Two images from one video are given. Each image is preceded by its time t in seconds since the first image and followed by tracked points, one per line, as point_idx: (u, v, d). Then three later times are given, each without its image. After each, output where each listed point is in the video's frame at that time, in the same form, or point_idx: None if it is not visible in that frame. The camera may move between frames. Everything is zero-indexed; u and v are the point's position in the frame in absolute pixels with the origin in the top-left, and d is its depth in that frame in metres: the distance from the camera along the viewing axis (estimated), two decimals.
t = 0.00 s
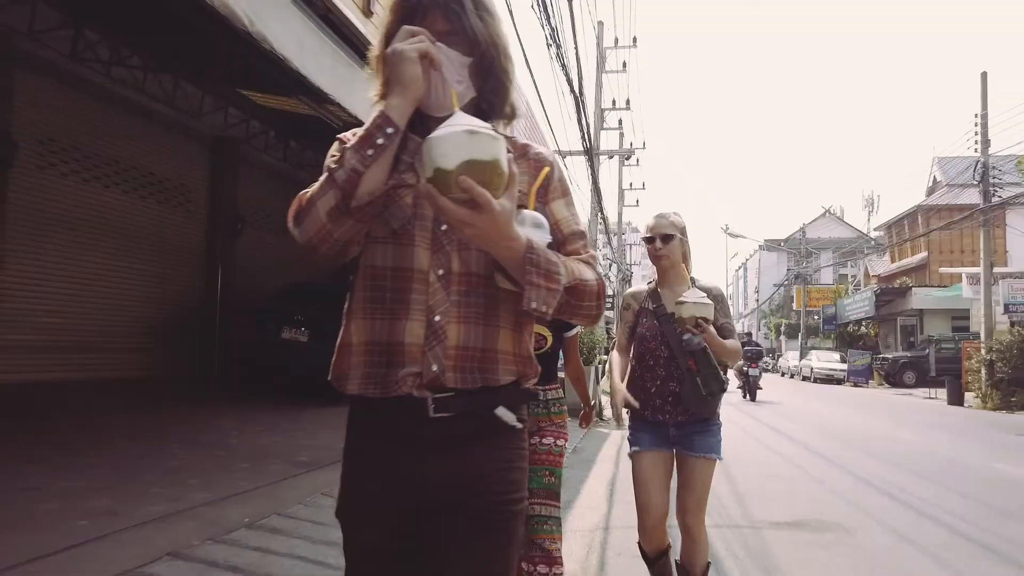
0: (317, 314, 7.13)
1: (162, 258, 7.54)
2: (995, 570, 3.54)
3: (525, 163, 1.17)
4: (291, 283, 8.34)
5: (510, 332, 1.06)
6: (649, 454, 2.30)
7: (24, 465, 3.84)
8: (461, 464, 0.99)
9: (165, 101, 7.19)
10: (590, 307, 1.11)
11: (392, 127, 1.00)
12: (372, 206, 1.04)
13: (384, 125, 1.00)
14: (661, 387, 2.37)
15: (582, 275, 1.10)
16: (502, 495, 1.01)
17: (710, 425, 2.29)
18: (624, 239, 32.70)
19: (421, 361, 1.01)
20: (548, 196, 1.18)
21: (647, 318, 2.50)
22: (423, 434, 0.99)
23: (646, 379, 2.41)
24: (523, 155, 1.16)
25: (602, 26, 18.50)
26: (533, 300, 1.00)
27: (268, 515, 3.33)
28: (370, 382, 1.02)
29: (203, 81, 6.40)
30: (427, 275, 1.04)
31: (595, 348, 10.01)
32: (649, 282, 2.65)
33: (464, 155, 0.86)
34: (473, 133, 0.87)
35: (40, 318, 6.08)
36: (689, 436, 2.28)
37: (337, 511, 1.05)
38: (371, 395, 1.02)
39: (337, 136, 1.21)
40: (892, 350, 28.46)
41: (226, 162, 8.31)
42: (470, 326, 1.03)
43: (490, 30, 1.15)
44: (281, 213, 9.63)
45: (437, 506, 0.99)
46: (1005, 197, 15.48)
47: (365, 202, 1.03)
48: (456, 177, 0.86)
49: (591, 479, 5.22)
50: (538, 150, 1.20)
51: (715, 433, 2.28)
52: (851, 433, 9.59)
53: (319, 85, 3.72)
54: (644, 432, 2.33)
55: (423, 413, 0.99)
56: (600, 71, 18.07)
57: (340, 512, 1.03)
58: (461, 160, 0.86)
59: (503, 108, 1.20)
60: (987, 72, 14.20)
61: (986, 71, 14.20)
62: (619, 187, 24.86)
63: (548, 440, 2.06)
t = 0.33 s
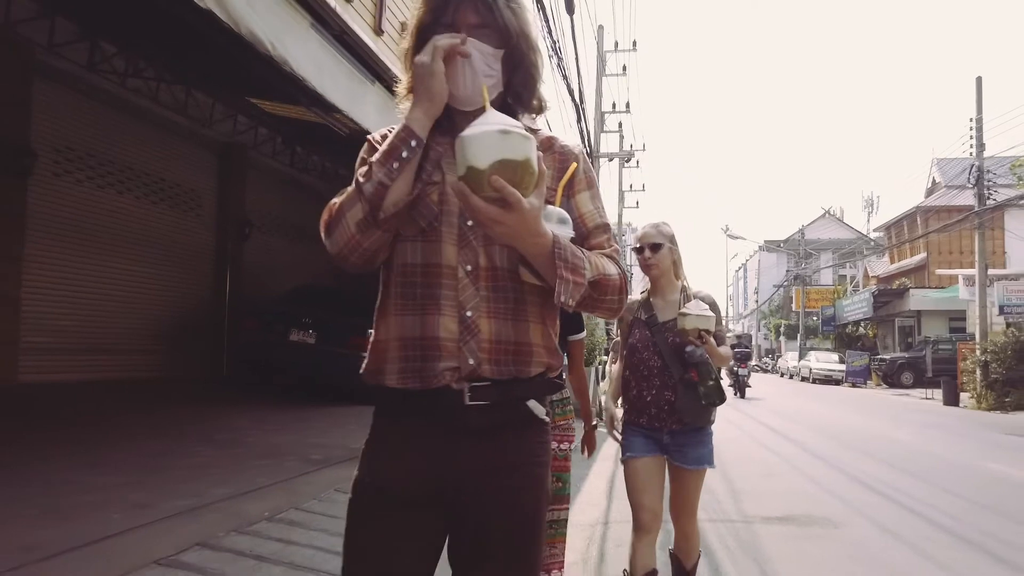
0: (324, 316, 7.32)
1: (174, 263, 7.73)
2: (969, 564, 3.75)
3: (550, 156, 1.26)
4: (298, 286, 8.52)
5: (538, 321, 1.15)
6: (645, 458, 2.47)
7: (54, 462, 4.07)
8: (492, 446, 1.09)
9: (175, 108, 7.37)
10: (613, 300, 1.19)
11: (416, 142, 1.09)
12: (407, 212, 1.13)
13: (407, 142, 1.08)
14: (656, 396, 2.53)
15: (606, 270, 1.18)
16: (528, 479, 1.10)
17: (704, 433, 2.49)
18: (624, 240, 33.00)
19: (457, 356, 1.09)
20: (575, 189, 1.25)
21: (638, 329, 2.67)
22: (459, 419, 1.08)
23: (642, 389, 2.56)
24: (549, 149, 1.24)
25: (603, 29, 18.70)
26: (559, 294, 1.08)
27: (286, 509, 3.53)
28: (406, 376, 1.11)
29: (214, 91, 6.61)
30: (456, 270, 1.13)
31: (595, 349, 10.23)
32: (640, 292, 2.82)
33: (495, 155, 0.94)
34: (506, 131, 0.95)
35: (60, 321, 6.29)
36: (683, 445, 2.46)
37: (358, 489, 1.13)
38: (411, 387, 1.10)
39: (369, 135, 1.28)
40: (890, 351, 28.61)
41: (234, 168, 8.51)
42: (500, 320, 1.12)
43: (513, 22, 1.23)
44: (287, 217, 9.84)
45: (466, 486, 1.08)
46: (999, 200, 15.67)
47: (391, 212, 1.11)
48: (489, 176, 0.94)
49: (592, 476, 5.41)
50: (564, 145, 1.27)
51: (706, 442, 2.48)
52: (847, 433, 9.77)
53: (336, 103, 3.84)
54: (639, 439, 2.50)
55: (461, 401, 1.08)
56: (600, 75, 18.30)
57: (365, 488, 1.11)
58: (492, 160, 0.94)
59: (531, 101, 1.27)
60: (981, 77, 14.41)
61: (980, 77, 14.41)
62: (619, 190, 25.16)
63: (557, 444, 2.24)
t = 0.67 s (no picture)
0: (333, 319, 7.57)
1: (184, 267, 7.95)
2: (950, 557, 3.94)
3: (563, 172, 1.29)
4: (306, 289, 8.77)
5: (556, 339, 1.18)
6: (631, 460, 2.68)
7: (86, 458, 4.32)
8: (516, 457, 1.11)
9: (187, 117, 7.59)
10: (626, 314, 1.26)
11: (401, 204, 1.09)
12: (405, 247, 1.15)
13: (396, 208, 1.10)
14: (641, 397, 2.73)
15: (620, 287, 1.25)
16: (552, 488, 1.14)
17: (684, 433, 2.69)
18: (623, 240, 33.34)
19: (482, 377, 1.10)
20: (587, 207, 1.30)
21: (626, 332, 2.89)
22: (486, 433, 1.10)
23: (628, 390, 2.76)
24: (562, 167, 1.28)
25: (603, 34, 19.03)
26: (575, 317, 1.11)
27: (306, 501, 3.77)
28: (433, 400, 1.11)
29: (228, 102, 6.84)
30: (474, 293, 1.13)
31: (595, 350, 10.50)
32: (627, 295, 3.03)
33: (519, 194, 0.97)
34: (527, 168, 0.98)
35: (82, 323, 6.56)
36: (665, 443, 2.68)
37: (384, 509, 1.14)
38: (438, 411, 1.11)
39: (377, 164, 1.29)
40: (888, 352, 28.88)
41: (244, 174, 8.74)
42: (519, 339, 1.14)
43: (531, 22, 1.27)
44: (294, 221, 10.08)
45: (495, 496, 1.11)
46: (993, 203, 15.95)
47: (387, 266, 1.13)
48: (512, 215, 0.98)
49: (592, 473, 5.63)
50: (575, 158, 1.32)
51: (686, 443, 2.68)
52: (841, 433, 10.01)
53: (351, 120, 4.07)
54: (625, 440, 2.70)
55: (486, 419, 1.10)
56: (601, 79, 18.62)
57: (393, 507, 1.12)
58: (515, 198, 0.97)
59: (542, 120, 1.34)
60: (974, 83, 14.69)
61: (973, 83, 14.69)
62: (618, 193, 25.56)
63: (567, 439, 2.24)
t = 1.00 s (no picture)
0: (340, 320, 7.76)
1: (194, 269, 8.13)
2: (941, 551, 4.07)
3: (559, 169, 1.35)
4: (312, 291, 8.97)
5: (565, 333, 1.24)
6: (631, 461, 2.77)
7: (110, 453, 4.52)
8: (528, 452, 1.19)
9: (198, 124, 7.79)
10: (631, 309, 1.29)
11: (421, 249, 1.11)
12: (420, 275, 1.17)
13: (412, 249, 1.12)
14: (639, 394, 2.81)
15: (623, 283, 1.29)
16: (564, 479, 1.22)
17: (683, 427, 2.76)
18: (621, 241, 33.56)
19: (500, 373, 1.17)
20: (587, 204, 1.35)
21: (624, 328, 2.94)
22: (501, 429, 1.19)
23: (626, 386, 2.84)
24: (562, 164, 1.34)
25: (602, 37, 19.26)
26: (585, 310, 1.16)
27: (321, 494, 3.97)
28: (448, 396, 1.18)
29: (239, 109, 7.04)
30: (485, 292, 1.19)
31: (595, 351, 10.72)
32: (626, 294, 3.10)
33: (535, 192, 1.01)
34: (543, 169, 1.02)
35: (93, 324, 6.70)
36: (664, 438, 2.75)
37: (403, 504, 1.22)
38: (454, 409, 1.19)
39: (379, 165, 1.30)
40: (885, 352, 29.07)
41: (251, 178, 8.94)
42: (531, 334, 1.20)
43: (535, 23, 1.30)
44: (300, 224, 10.28)
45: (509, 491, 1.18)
46: (988, 206, 16.17)
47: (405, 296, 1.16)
48: (528, 214, 1.01)
49: (593, 470, 5.78)
50: (572, 157, 1.38)
51: (684, 438, 2.75)
52: (837, 432, 10.17)
53: (363, 130, 4.25)
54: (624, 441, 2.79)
55: (500, 414, 1.18)
56: (601, 83, 18.85)
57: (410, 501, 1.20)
58: (531, 197, 1.01)
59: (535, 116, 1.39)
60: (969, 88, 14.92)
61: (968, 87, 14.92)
62: (618, 194, 25.87)
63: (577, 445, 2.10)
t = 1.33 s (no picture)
0: (346, 321, 7.95)
1: (202, 270, 8.31)
2: (937, 551, 4.14)
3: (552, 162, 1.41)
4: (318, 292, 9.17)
5: (549, 319, 1.27)
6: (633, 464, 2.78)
7: (130, 449, 4.71)
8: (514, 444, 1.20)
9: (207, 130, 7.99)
10: (618, 294, 1.33)
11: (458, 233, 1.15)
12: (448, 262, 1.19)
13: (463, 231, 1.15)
14: (641, 396, 2.83)
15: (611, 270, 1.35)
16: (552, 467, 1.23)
17: (683, 429, 2.81)
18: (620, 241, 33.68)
19: (477, 358, 1.20)
20: (576, 194, 1.39)
21: (627, 330, 2.95)
22: (478, 417, 1.20)
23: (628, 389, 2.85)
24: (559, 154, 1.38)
25: (602, 39, 19.49)
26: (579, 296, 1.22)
27: (333, 488, 4.16)
28: (433, 381, 1.23)
29: (249, 116, 7.24)
30: (475, 279, 1.23)
31: (595, 351, 10.92)
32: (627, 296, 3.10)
33: (534, 182, 1.04)
34: (542, 159, 1.04)
35: (106, 325, 6.89)
36: (666, 440, 2.81)
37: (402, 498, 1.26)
38: (431, 390, 1.24)
39: (372, 157, 1.31)
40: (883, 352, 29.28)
41: (258, 183, 9.14)
42: (516, 321, 1.23)
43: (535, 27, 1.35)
44: (305, 226, 10.47)
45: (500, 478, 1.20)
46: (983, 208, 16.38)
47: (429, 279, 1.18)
48: (529, 202, 1.05)
49: (593, 467, 5.95)
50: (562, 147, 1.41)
51: (687, 440, 2.79)
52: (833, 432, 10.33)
53: (371, 140, 4.43)
54: (627, 443, 2.80)
55: (480, 400, 1.19)
56: (601, 85, 19.08)
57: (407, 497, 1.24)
58: (531, 187, 1.04)
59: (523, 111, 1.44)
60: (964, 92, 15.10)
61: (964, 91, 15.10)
62: (619, 195, 26.16)
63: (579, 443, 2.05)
